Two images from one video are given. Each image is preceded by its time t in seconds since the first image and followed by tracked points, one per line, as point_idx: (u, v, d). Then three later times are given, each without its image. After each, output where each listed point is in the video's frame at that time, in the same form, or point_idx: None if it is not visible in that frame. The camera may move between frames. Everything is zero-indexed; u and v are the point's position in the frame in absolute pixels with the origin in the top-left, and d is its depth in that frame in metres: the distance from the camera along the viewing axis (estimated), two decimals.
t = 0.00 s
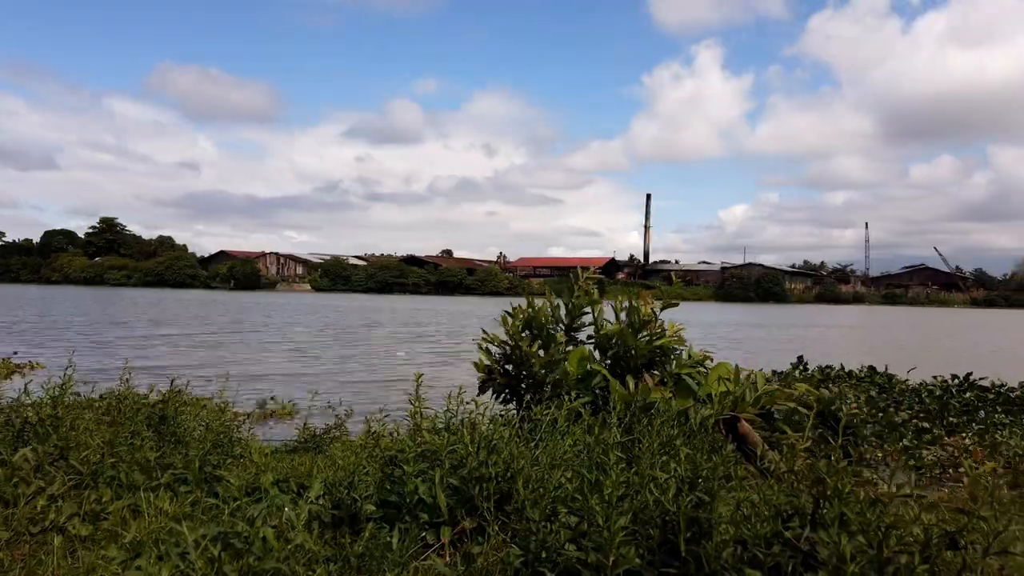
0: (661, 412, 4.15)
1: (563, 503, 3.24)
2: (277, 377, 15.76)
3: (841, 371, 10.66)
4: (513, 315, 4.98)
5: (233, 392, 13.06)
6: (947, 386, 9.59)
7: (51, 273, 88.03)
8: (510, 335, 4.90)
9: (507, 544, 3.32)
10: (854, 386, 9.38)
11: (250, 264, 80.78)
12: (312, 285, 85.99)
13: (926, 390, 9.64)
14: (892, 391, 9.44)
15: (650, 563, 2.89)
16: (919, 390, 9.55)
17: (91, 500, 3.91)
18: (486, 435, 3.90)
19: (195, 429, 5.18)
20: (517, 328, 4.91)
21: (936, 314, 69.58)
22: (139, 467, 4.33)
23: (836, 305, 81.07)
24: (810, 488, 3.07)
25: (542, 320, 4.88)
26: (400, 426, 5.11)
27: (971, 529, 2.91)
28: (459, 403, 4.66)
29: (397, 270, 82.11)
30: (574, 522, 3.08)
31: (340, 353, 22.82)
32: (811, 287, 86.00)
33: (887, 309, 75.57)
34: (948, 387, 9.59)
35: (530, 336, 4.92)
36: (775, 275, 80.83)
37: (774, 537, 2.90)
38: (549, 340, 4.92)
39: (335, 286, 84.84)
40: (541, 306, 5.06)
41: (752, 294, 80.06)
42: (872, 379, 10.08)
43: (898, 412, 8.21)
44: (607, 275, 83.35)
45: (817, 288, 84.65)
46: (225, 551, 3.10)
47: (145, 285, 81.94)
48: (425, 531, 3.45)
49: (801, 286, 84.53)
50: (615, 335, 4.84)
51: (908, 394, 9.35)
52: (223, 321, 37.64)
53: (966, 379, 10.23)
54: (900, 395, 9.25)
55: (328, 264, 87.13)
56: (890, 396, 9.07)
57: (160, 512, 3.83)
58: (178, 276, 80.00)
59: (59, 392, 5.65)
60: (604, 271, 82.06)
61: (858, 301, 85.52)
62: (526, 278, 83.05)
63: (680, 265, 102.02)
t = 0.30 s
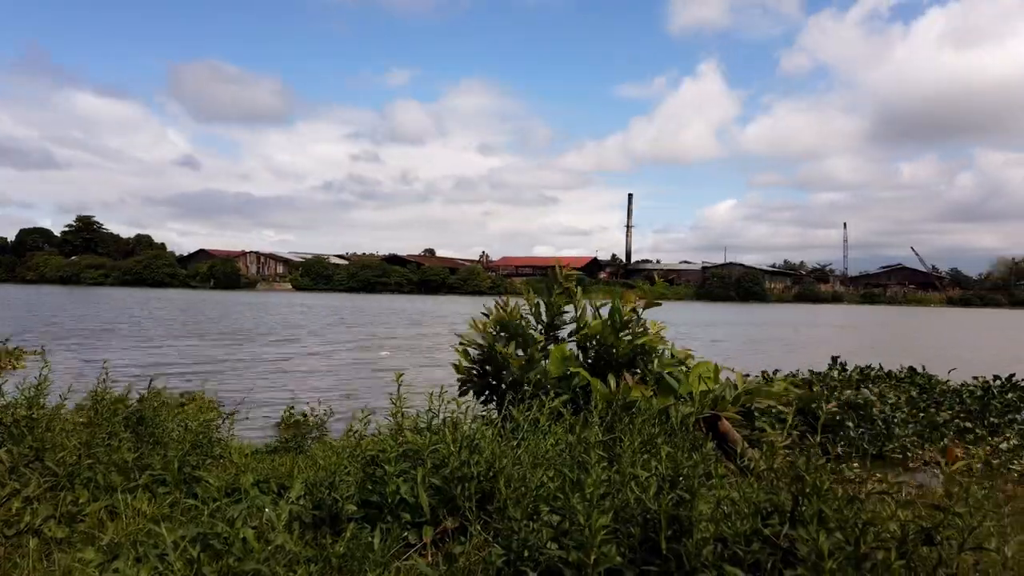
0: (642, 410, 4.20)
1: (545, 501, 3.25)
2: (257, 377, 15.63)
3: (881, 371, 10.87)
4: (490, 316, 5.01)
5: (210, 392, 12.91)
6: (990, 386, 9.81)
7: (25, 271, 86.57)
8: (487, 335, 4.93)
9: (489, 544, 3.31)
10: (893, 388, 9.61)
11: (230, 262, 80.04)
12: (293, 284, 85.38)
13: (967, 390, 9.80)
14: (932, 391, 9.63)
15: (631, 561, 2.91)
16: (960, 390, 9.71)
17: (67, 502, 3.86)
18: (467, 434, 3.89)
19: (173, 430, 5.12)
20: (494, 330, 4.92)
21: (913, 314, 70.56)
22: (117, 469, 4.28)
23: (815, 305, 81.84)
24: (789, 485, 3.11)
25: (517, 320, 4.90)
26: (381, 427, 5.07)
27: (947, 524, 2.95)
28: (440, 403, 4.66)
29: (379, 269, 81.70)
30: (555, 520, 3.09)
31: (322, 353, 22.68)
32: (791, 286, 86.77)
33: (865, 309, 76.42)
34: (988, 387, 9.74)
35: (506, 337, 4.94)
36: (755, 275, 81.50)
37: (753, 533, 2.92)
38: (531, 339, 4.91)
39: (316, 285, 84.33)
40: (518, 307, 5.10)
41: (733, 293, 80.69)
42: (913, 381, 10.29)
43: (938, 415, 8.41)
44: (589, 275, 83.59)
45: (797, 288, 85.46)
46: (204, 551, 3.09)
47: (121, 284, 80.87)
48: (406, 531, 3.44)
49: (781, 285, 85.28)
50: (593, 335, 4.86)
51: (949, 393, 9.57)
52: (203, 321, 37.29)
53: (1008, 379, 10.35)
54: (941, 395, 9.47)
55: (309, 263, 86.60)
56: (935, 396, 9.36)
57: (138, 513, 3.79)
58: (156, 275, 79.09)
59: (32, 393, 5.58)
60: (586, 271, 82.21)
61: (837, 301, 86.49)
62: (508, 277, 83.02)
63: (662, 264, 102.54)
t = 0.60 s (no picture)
0: (624, 410, 4.21)
1: (528, 500, 3.26)
2: (239, 377, 15.54)
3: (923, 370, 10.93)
4: (473, 316, 5.00)
5: (190, 392, 12.83)
6: None
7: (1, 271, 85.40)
8: (469, 336, 4.91)
9: (471, 543, 3.31)
10: (937, 387, 9.73)
11: (211, 261, 79.40)
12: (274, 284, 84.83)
13: (1014, 391, 9.84)
14: (978, 391, 9.72)
15: (614, 560, 2.92)
16: (1006, 391, 9.77)
17: (44, 504, 3.81)
18: (450, 434, 3.88)
19: (153, 432, 5.07)
20: (477, 331, 4.91)
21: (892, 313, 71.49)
22: (95, 470, 4.23)
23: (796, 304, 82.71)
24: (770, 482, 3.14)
25: (500, 321, 4.88)
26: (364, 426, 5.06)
27: (925, 520, 2.98)
28: (425, 403, 4.64)
29: (362, 268, 81.44)
30: (538, 519, 3.09)
31: (304, 353, 22.58)
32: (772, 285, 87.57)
33: (844, 309, 77.36)
34: None
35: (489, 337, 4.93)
36: (736, 274, 82.15)
37: (734, 531, 2.95)
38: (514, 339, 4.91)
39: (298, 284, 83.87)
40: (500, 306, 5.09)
41: (715, 292, 81.31)
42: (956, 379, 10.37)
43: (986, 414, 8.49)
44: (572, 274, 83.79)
45: (778, 287, 86.26)
46: (184, 553, 3.06)
47: (100, 284, 80.00)
48: (389, 531, 3.43)
49: (762, 285, 86.02)
50: (577, 335, 4.87)
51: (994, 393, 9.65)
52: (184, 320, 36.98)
53: None
54: (987, 395, 9.56)
55: (291, 262, 86.13)
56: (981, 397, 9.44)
57: (116, 515, 3.74)
58: (135, 275, 78.32)
59: (8, 394, 5.51)
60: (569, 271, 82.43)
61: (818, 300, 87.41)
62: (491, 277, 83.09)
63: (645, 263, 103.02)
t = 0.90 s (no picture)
0: (605, 409, 4.22)
1: (510, 500, 3.26)
2: (218, 377, 15.41)
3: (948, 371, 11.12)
4: (452, 316, 5.00)
5: (167, 392, 12.72)
6: None
7: None
8: (449, 336, 4.92)
9: (452, 542, 3.31)
10: (959, 387, 9.96)
11: (190, 260, 78.59)
12: (254, 283, 84.12)
13: None
14: (1001, 391, 9.92)
15: (595, 558, 2.93)
16: None
17: (17, 507, 3.74)
18: (432, 434, 3.87)
19: (130, 434, 5.01)
20: (456, 330, 4.92)
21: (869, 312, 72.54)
22: (70, 473, 4.16)
23: (775, 303, 83.54)
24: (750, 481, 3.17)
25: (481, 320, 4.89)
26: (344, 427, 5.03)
27: (901, 517, 3.02)
28: (405, 403, 4.63)
29: (342, 267, 81.03)
30: (520, 518, 3.10)
31: (283, 353, 22.44)
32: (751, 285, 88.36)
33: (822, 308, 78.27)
34: None
35: (469, 337, 4.93)
36: (716, 274, 82.78)
37: (714, 529, 2.97)
38: (494, 339, 4.91)
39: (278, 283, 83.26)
40: (479, 306, 5.09)
41: (695, 292, 81.91)
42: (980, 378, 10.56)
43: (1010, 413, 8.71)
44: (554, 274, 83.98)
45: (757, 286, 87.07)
46: (163, 555, 3.03)
47: (75, 283, 78.94)
48: (370, 531, 3.41)
49: (742, 284, 86.67)
50: (557, 334, 4.88)
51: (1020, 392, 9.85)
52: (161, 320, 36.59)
53: None
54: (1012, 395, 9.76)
55: (270, 261, 85.51)
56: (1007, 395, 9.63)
57: (93, 517, 3.69)
58: (112, 274, 77.37)
59: None
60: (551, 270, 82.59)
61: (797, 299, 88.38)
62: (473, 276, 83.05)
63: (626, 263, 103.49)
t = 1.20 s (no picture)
0: (586, 409, 4.24)
1: (492, 499, 3.26)
2: (197, 377, 15.28)
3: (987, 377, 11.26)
4: (433, 315, 5.00)
5: (146, 391, 12.62)
6: None
7: None
8: (431, 334, 4.92)
9: (435, 542, 3.31)
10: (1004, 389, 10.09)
11: (169, 259, 77.73)
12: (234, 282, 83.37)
13: None
14: None
15: (577, 556, 2.94)
16: None
17: None
18: (414, 434, 3.86)
19: (106, 435, 4.94)
20: (438, 329, 4.91)
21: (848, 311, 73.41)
22: (46, 474, 4.10)
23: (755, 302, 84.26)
24: (730, 478, 3.20)
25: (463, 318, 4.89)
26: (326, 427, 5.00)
27: (879, 513, 3.06)
28: (387, 402, 4.61)
29: (324, 266, 80.58)
30: (503, 517, 3.09)
31: (263, 352, 22.25)
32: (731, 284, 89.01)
33: (801, 307, 79.10)
34: None
35: (451, 336, 4.93)
36: (698, 273, 83.33)
37: (696, 526, 2.99)
38: (477, 339, 4.91)
39: (259, 283, 82.60)
40: (461, 305, 5.09)
41: (677, 291, 82.39)
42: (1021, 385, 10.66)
43: None
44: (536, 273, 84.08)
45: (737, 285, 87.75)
46: (141, 556, 3.00)
47: (51, 282, 77.79)
48: (353, 531, 3.39)
49: (722, 283, 87.29)
50: (539, 332, 4.89)
51: None
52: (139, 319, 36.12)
53: None
54: None
55: (250, 260, 84.79)
56: None
57: (70, 519, 3.63)
58: (89, 272, 76.36)
59: None
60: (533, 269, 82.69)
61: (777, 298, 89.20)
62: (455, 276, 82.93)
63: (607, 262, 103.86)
